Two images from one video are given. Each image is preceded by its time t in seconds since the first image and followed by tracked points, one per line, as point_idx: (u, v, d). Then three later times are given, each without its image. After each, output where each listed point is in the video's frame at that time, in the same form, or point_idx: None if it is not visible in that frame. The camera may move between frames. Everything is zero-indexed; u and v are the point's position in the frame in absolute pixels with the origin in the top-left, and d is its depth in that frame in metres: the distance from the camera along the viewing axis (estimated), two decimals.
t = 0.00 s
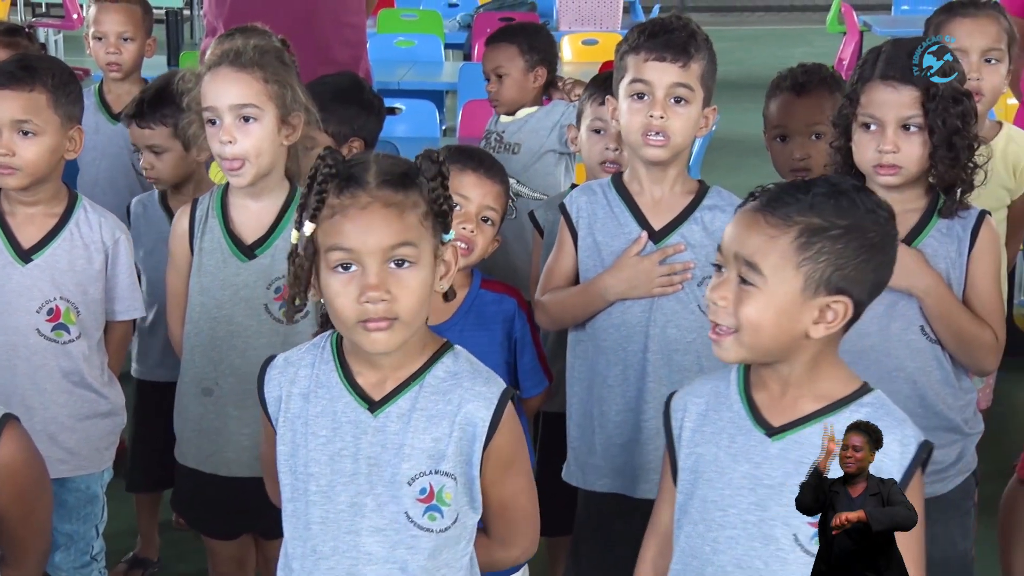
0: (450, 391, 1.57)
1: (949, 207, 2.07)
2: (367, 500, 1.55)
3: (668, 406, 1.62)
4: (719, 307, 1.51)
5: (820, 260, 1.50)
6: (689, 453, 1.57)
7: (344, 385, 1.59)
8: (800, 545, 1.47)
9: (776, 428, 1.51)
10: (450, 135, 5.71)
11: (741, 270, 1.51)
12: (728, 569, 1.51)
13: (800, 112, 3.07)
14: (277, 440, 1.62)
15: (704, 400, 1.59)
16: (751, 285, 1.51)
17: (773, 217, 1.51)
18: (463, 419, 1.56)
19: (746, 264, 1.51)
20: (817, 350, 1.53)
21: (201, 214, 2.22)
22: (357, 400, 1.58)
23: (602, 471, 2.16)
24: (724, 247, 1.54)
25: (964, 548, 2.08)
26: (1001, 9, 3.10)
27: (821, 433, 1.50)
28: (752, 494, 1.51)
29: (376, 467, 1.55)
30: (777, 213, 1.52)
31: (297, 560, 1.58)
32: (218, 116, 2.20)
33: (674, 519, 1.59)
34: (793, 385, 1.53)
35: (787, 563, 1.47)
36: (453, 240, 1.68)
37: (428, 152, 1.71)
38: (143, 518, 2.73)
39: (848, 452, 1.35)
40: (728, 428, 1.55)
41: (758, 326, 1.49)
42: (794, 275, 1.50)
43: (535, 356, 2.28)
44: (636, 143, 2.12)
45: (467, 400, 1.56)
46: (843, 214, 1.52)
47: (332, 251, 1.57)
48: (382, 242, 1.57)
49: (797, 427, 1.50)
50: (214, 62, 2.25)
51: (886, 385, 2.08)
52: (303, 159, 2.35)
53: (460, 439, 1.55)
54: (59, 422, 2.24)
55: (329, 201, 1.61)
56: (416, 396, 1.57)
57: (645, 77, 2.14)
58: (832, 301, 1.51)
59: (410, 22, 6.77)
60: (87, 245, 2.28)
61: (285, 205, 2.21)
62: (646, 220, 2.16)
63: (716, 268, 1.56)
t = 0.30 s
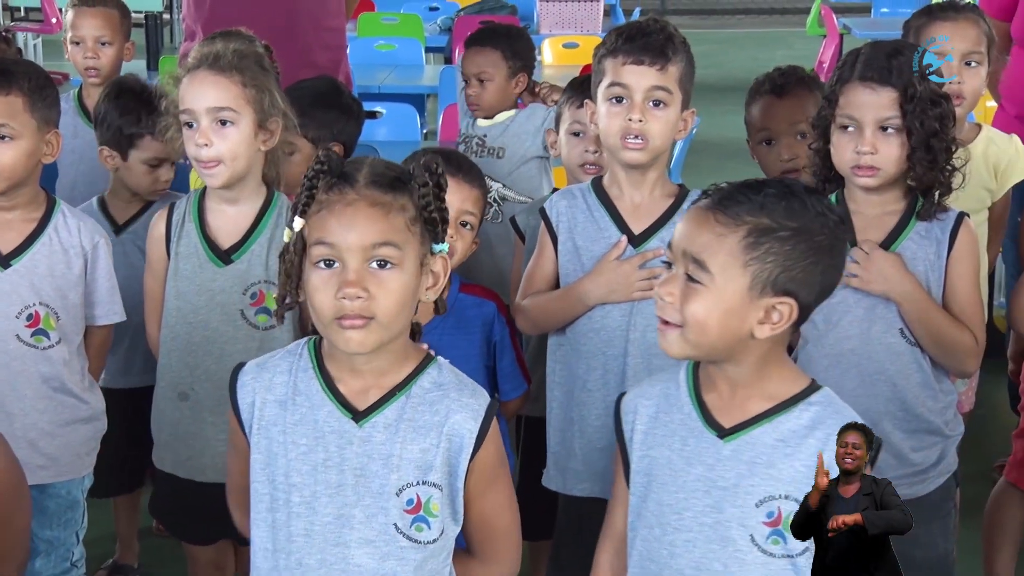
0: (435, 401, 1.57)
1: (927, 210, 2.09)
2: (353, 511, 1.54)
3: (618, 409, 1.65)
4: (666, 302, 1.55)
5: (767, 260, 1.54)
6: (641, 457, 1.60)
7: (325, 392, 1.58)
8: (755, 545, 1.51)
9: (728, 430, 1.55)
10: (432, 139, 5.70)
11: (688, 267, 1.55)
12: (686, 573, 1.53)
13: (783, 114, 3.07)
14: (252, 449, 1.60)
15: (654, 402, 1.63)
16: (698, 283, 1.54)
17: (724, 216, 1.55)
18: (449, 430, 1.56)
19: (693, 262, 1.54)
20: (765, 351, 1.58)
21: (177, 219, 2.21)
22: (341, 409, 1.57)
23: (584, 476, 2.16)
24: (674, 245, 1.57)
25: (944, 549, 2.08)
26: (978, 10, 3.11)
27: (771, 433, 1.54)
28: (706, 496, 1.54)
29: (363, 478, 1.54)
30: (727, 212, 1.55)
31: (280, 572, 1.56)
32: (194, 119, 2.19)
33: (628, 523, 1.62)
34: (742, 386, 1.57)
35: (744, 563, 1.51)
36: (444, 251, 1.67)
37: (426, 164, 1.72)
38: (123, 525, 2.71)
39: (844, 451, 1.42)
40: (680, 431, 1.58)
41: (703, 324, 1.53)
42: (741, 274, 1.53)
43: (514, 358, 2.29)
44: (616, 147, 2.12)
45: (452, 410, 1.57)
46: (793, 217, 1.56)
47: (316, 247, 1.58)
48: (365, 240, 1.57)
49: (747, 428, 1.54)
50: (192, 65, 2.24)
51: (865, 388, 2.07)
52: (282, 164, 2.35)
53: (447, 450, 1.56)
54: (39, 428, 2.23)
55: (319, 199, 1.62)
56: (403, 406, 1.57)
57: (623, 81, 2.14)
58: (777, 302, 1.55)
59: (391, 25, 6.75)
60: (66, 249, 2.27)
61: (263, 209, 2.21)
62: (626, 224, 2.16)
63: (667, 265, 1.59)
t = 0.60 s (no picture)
0: (427, 404, 1.61)
1: (902, 210, 2.09)
2: (355, 517, 1.56)
3: (578, 420, 1.63)
4: (628, 306, 1.53)
5: (723, 249, 1.55)
6: (609, 471, 1.59)
7: (312, 400, 1.58)
8: (736, 553, 1.53)
9: (700, 440, 1.55)
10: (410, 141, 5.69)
11: (647, 267, 1.55)
12: None
13: (778, 109, 3.06)
14: (234, 464, 1.58)
15: (617, 414, 1.61)
16: (657, 281, 1.54)
17: (675, 212, 1.56)
18: (445, 432, 1.61)
19: (651, 261, 1.54)
20: (729, 353, 1.58)
21: (154, 220, 2.21)
22: (331, 416, 1.58)
23: (561, 479, 2.15)
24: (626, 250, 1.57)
25: (923, 548, 2.08)
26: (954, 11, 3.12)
27: (744, 439, 1.55)
28: (683, 507, 1.54)
29: (362, 484, 1.57)
30: (677, 209, 1.56)
31: None
32: (168, 123, 2.18)
33: (596, 538, 1.60)
34: (708, 393, 1.57)
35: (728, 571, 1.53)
36: (427, 255, 1.68)
37: (406, 169, 1.73)
38: (98, 532, 2.70)
39: (845, 458, 1.28)
40: (648, 443, 1.57)
41: (666, 323, 1.52)
42: (700, 265, 1.54)
43: (491, 364, 2.30)
44: (594, 150, 2.12)
45: (445, 412, 1.61)
46: (742, 206, 1.58)
47: (297, 252, 1.58)
48: (348, 245, 1.57)
49: (720, 435, 1.55)
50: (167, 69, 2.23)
51: (842, 389, 2.08)
52: (259, 167, 2.35)
53: (444, 451, 1.61)
54: (14, 434, 2.22)
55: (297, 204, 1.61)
56: (395, 410, 1.59)
57: (600, 84, 2.15)
58: (737, 292, 1.56)
59: (369, 27, 6.74)
60: (40, 254, 2.25)
61: (239, 212, 2.20)
62: (606, 227, 2.16)
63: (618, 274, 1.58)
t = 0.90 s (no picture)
0: (397, 405, 1.64)
1: (870, 209, 2.10)
2: (334, 522, 1.58)
3: (540, 434, 1.59)
4: (621, 309, 1.52)
5: (709, 247, 1.58)
6: (585, 485, 1.56)
7: (283, 407, 1.59)
8: (724, 554, 1.54)
9: (680, 446, 1.56)
10: (379, 141, 5.68)
11: (637, 267, 1.54)
12: None
13: (741, 112, 3.08)
14: (207, 476, 1.58)
15: (583, 428, 1.59)
16: (649, 282, 1.54)
17: (654, 211, 1.57)
18: (415, 433, 1.63)
19: (643, 260, 1.54)
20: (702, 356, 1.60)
21: (122, 222, 2.20)
22: (303, 422, 1.59)
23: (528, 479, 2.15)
24: (608, 253, 1.55)
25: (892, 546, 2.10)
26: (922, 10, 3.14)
27: (721, 440, 1.57)
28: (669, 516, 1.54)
29: (338, 488, 1.58)
30: (659, 208, 1.58)
31: None
32: (132, 125, 2.18)
33: (567, 554, 1.57)
34: (681, 396, 1.58)
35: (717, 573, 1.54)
36: (394, 259, 1.69)
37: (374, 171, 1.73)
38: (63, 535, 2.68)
39: (846, 454, 1.50)
40: (625, 454, 1.56)
41: (660, 323, 1.52)
42: (690, 264, 1.56)
43: (464, 367, 2.32)
44: (566, 150, 2.12)
45: (413, 413, 1.64)
46: (713, 204, 1.62)
47: (265, 259, 1.58)
48: (316, 253, 1.57)
49: (698, 440, 1.56)
50: (132, 69, 2.23)
51: (811, 389, 2.10)
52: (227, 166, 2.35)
53: (415, 452, 1.63)
54: None
55: (267, 209, 1.61)
56: (365, 413, 1.61)
57: (570, 84, 2.15)
58: (721, 291, 1.59)
59: (338, 27, 6.74)
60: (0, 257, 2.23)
61: (206, 212, 2.20)
62: (577, 228, 2.17)
63: (596, 277, 1.56)
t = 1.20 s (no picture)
0: (357, 408, 1.64)
1: (832, 211, 2.12)
2: (297, 525, 1.57)
3: (510, 445, 1.57)
4: (588, 312, 1.52)
5: (673, 249, 1.58)
6: (558, 494, 1.55)
7: (244, 411, 1.58)
8: (700, 554, 1.55)
9: (655, 449, 1.56)
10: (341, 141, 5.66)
11: (604, 270, 1.54)
12: None
13: (691, 115, 3.08)
14: (167, 483, 1.56)
15: (556, 435, 1.57)
16: (616, 284, 1.54)
17: (619, 213, 1.57)
18: (375, 435, 1.64)
19: (609, 263, 1.54)
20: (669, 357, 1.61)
21: (81, 222, 2.18)
22: (264, 426, 1.58)
23: (487, 479, 2.15)
24: (574, 255, 1.55)
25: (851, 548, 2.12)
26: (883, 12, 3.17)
27: (691, 441, 1.58)
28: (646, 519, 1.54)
29: (300, 492, 1.58)
30: (624, 211, 1.58)
31: None
32: (91, 125, 2.16)
33: (540, 564, 1.55)
34: (650, 397, 1.59)
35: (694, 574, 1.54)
36: (353, 259, 1.68)
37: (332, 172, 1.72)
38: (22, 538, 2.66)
39: (846, 456, 1.95)
40: (600, 460, 1.56)
41: (625, 326, 1.53)
42: (656, 266, 1.56)
43: (428, 366, 2.33)
44: (531, 150, 2.12)
45: (373, 415, 1.65)
46: (675, 205, 1.63)
47: (226, 262, 1.56)
48: (279, 254, 1.56)
49: (670, 444, 1.57)
50: (90, 68, 2.22)
51: (772, 391, 2.11)
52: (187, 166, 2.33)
53: (375, 454, 1.64)
54: None
55: (226, 212, 1.59)
56: (325, 416, 1.61)
57: (538, 85, 2.15)
58: (686, 293, 1.60)
59: (300, 25, 6.71)
60: None
61: (167, 212, 2.18)
62: (540, 229, 2.17)
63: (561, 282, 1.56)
